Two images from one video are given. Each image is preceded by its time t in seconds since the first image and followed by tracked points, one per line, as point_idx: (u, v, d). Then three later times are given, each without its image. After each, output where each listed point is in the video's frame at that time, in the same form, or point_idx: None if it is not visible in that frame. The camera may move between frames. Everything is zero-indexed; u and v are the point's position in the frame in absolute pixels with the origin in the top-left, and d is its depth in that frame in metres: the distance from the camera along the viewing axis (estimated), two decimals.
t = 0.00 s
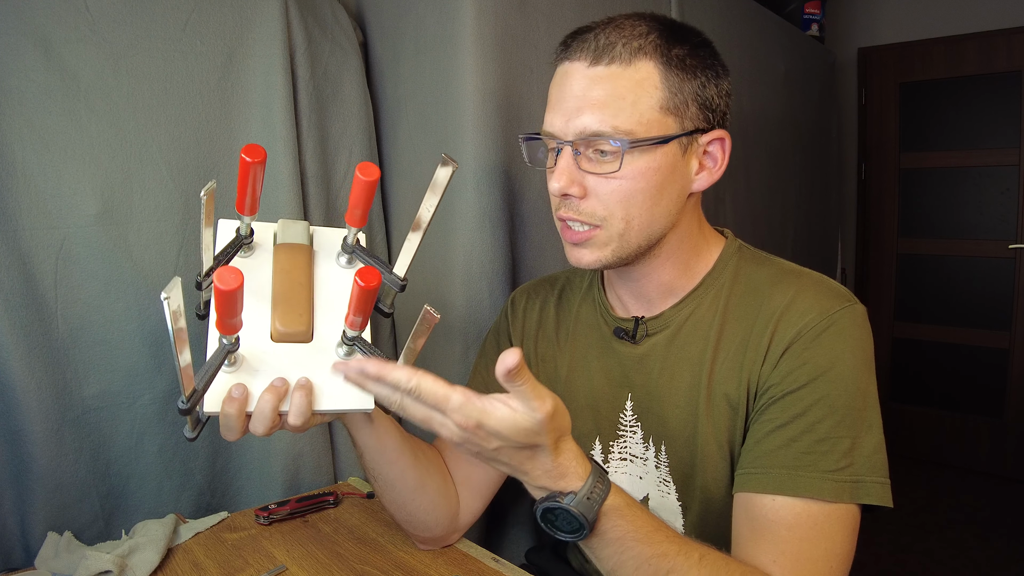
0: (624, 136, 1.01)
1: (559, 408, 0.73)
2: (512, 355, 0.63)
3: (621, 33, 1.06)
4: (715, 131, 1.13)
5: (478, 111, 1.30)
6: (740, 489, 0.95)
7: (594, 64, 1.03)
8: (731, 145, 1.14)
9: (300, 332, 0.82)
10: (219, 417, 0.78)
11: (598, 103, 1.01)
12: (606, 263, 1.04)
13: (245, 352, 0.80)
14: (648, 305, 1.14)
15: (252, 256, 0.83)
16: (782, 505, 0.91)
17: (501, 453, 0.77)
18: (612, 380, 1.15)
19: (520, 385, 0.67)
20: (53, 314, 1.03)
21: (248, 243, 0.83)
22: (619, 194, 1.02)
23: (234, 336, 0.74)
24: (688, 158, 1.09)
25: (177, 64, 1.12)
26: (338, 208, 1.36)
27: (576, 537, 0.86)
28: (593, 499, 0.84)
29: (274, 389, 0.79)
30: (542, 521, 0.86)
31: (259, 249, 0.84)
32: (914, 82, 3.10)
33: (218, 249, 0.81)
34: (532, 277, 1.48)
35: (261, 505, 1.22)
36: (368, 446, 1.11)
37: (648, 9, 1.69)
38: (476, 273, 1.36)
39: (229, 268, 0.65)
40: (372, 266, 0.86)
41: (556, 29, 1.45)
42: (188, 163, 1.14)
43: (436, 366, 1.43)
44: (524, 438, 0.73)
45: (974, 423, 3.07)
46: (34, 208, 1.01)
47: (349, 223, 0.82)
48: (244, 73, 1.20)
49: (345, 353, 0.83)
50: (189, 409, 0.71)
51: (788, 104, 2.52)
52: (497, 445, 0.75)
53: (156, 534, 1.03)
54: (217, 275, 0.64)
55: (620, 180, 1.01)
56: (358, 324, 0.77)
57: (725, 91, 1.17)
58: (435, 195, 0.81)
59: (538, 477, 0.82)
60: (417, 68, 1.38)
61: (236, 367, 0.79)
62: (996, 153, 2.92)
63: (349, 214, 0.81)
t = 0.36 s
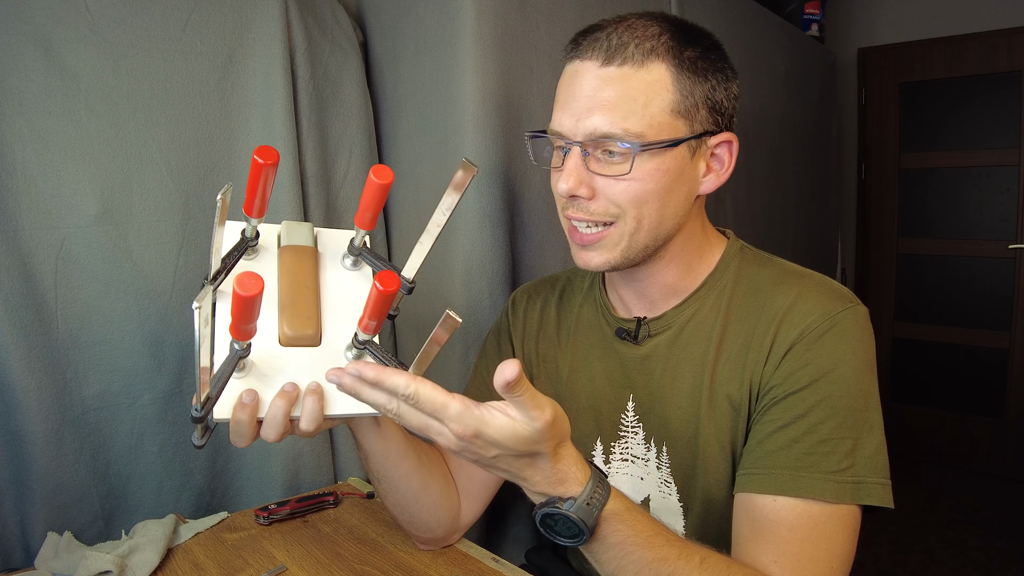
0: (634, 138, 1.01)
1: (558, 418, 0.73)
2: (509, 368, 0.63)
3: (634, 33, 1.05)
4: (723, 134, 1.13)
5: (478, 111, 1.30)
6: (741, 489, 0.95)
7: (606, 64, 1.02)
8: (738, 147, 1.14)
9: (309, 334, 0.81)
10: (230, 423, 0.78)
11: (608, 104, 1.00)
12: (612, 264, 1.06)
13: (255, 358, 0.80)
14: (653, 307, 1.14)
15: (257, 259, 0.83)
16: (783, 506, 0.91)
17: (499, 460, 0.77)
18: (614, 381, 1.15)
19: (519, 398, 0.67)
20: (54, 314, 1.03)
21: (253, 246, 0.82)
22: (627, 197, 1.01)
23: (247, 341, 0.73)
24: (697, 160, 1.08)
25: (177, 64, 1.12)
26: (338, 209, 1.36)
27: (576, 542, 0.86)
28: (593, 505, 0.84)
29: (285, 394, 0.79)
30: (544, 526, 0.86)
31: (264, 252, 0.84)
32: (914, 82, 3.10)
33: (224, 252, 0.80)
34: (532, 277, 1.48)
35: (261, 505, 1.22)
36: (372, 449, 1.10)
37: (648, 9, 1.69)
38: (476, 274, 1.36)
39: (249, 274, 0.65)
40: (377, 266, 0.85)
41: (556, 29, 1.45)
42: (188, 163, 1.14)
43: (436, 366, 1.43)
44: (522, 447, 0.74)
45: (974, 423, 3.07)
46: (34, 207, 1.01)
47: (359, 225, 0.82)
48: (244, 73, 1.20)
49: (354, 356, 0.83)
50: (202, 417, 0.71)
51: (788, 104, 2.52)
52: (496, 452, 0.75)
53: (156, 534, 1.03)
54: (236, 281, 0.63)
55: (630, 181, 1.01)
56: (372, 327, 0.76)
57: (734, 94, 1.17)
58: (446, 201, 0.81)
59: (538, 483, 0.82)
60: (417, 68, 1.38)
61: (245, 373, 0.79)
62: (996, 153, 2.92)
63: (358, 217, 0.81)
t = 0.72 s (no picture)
0: (640, 136, 1.01)
1: (556, 416, 0.72)
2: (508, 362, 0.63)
3: (642, 31, 1.05)
4: (727, 134, 1.13)
5: (479, 111, 1.30)
6: (741, 490, 0.95)
7: (612, 61, 1.02)
8: (741, 148, 1.14)
9: (311, 337, 0.81)
10: (233, 427, 0.78)
11: (615, 101, 1.00)
12: (614, 263, 1.04)
13: (258, 361, 0.80)
14: (654, 308, 1.14)
15: (260, 260, 0.83)
16: (784, 506, 0.91)
17: (497, 457, 0.77)
18: (614, 381, 1.15)
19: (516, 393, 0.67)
20: (54, 314, 1.03)
21: (255, 246, 0.82)
22: (631, 194, 1.01)
23: (250, 345, 0.73)
24: (700, 160, 1.08)
25: (178, 64, 1.12)
26: (338, 209, 1.36)
27: (577, 546, 0.85)
28: (592, 507, 0.83)
29: (288, 398, 0.79)
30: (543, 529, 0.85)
31: (265, 253, 0.84)
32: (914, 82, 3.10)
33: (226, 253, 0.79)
34: (532, 277, 1.48)
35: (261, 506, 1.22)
36: (374, 449, 1.10)
37: (648, 8, 1.69)
38: (476, 274, 1.36)
39: (254, 279, 0.65)
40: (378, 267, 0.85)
41: (556, 28, 1.45)
42: (188, 163, 1.14)
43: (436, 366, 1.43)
44: (520, 445, 0.73)
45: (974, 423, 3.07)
46: (34, 207, 1.01)
47: (361, 226, 0.82)
48: (244, 73, 1.20)
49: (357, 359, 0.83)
50: (203, 421, 0.75)
51: (788, 104, 2.52)
52: (493, 448, 0.75)
53: (156, 534, 1.03)
54: (241, 286, 0.63)
55: (634, 179, 1.00)
56: (376, 332, 0.76)
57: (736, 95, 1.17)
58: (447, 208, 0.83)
59: (535, 484, 0.82)
60: (417, 68, 1.38)
61: (249, 376, 0.79)
62: (996, 153, 2.92)
63: (362, 219, 0.81)
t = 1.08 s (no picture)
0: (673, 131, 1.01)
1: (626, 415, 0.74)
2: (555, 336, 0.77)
3: (661, 27, 1.05)
4: (726, 129, 1.15)
5: (478, 111, 1.30)
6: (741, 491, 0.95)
7: (636, 58, 1.01)
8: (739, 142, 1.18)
9: (310, 327, 0.82)
10: (229, 411, 0.76)
11: (642, 97, 1.00)
12: (645, 262, 1.04)
13: (256, 347, 0.80)
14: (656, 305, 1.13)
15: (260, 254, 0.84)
16: (790, 507, 0.91)
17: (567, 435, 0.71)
18: (614, 381, 1.15)
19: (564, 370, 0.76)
20: (54, 314, 1.03)
21: (256, 240, 0.84)
22: (664, 190, 1.01)
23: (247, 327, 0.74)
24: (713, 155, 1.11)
25: (178, 64, 1.12)
26: (338, 209, 1.36)
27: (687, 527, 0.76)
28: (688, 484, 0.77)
29: (285, 382, 0.78)
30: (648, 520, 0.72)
31: (267, 246, 0.85)
32: (914, 82, 3.10)
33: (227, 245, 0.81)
34: (532, 277, 1.48)
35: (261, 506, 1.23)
36: (372, 445, 1.07)
37: (648, 8, 1.69)
38: (476, 274, 1.36)
39: (248, 257, 0.65)
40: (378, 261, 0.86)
41: (556, 28, 1.45)
42: (188, 163, 1.14)
43: (436, 366, 1.43)
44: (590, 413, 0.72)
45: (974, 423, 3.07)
46: (34, 208, 1.01)
47: (358, 219, 0.83)
48: (244, 73, 1.20)
49: (355, 348, 0.83)
50: (202, 401, 0.70)
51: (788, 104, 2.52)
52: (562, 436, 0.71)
53: (156, 534, 1.03)
54: (237, 261, 0.63)
55: (665, 173, 1.00)
56: (371, 317, 0.77)
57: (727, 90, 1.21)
58: (441, 202, 0.83)
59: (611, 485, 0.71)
60: (417, 68, 1.38)
61: (246, 362, 0.78)
62: (996, 153, 2.92)
63: (359, 210, 0.81)
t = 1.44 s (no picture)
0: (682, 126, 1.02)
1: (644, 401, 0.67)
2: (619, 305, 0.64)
3: (654, 25, 1.06)
4: (716, 119, 1.15)
5: (478, 111, 1.30)
6: (741, 491, 0.95)
7: (639, 58, 1.02)
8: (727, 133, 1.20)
9: (305, 323, 0.82)
10: (226, 403, 0.77)
11: (649, 96, 1.01)
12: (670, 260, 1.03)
13: (253, 341, 0.80)
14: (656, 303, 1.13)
15: (258, 253, 0.83)
16: (790, 506, 0.91)
17: (588, 457, 0.65)
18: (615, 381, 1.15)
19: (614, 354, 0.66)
20: (53, 314, 1.03)
21: (253, 238, 0.83)
22: (680, 185, 1.01)
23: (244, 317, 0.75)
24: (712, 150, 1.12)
25: (178, 64, 1.12)
26: (338, 208, 1.36)
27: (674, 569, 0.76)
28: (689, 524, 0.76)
29: (281, 374, 0.78)
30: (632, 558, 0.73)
31: (264, 245, 0.84)
32: (914, 82, 3.10)
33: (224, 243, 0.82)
34: (532, 277, 1.48)
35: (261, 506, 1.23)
36: (372, 442, 1.08)
37: (648, 9, 1.69)
38: (476, 273, 1.36)
39: (241, 245, 0.66)
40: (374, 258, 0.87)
41: (556, 28, 1.45)
42: (188, 163, 1.14)
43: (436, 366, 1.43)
44: (616, 426, 0.65)
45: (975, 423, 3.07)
46: (34, 207, 1.01)
47: (352, 215, 0.82)
48: (244, 73, 1.20)
49: (351, 342, 0.83)
50: (197, 389, 0.71)
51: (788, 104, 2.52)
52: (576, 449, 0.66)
53: (156, 534, 1.03)
54: (229, 249, 0.65)
55: (681, 168, 1.01)
56: (364, 307, 0.77)
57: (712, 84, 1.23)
58: (431, 196, 0.84)
59: (625, 490, 0.68)
60: (417, 68, 1.38)
61: (243, 355, 0.79)
62: (996, 153, 2.92)
63: (353, 206, 0.81)
